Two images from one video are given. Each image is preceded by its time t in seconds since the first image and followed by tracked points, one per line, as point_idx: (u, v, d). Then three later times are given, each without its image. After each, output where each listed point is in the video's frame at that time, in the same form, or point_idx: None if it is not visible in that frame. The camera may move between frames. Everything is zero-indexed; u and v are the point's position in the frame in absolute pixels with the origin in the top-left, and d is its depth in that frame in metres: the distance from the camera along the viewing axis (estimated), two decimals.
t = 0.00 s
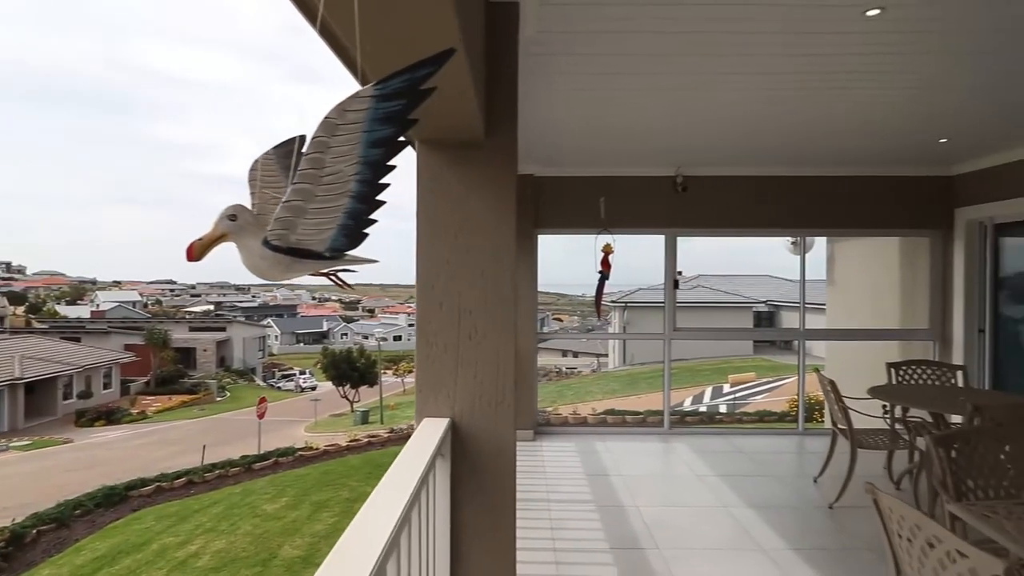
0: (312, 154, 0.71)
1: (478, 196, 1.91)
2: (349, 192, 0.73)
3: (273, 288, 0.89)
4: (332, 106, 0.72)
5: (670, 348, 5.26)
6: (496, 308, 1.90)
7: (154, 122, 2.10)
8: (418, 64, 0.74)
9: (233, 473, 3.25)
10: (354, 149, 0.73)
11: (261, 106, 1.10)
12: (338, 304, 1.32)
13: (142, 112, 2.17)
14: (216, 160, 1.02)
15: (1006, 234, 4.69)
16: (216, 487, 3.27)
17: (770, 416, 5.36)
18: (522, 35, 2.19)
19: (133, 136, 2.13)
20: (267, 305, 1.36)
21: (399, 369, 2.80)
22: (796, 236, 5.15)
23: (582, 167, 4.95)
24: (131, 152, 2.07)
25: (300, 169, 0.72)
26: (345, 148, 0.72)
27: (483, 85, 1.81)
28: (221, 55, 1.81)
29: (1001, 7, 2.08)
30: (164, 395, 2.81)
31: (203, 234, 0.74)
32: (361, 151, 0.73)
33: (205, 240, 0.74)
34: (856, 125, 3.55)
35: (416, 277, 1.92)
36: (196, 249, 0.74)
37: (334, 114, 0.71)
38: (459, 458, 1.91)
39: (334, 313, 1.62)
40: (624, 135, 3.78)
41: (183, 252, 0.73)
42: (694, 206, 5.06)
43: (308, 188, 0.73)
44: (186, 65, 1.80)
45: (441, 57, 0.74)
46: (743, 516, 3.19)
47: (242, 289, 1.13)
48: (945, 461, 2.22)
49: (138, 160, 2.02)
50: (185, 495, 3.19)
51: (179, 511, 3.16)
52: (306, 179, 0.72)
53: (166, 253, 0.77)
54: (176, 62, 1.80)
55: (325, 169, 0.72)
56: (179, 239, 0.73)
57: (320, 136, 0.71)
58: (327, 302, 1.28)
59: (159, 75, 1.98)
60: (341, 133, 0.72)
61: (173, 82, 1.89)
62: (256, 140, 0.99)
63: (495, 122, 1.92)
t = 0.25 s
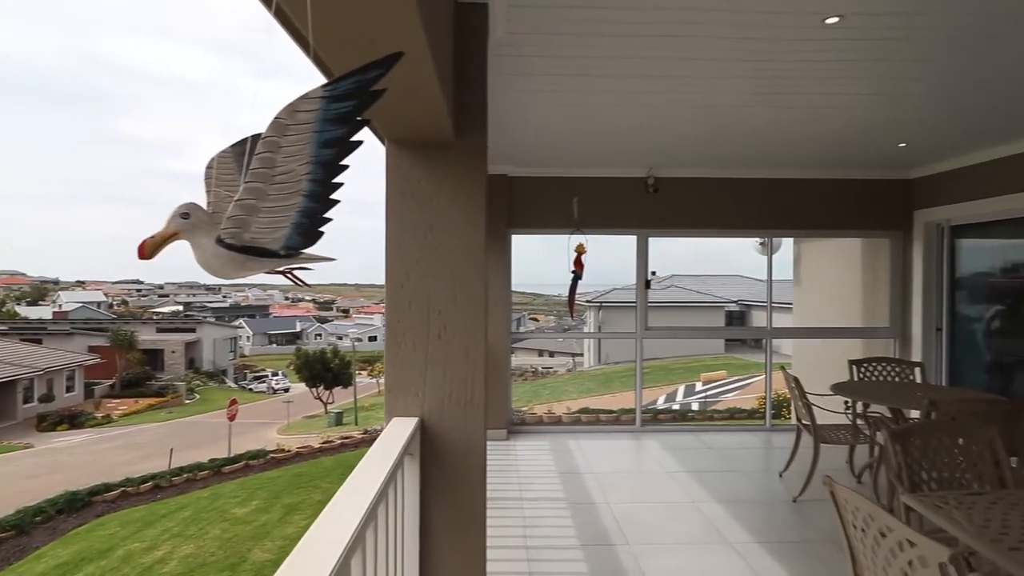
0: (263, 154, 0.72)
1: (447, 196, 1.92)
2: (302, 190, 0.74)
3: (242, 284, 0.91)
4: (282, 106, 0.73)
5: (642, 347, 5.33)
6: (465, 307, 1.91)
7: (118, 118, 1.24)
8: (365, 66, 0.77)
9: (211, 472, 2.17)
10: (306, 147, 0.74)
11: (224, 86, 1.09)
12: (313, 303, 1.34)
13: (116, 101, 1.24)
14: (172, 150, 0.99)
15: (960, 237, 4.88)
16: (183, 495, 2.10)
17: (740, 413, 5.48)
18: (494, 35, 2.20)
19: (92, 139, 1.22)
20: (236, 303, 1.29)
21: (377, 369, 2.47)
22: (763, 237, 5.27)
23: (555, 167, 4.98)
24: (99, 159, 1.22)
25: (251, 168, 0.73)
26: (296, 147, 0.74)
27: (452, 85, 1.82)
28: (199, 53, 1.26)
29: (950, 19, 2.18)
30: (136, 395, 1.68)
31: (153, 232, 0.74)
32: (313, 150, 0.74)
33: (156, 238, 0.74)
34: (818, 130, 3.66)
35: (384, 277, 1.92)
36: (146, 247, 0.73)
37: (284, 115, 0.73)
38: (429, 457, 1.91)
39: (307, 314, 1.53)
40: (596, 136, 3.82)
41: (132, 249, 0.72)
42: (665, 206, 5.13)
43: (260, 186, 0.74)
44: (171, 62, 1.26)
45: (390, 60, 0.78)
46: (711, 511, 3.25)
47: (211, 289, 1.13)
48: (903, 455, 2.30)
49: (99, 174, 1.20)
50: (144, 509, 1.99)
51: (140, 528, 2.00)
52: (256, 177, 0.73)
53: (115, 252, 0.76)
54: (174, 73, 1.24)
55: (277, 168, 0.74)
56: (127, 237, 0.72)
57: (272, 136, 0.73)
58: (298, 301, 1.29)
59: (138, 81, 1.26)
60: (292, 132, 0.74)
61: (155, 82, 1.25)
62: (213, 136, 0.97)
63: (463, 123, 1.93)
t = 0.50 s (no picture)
0: (213, 154, 0.73)
1: (416, 196, 1.92)
2: (254, 189, 0.76)
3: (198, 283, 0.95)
4: (231, 107, 0.74)
5: (614, 346, 5.39)
6: (434, 306, 1.92)
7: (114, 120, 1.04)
8: (314, 68, 0.78)
9: (185, 471, 1.76)
10: (257, 148, 0.76)
11: (202, 83, 1.07)
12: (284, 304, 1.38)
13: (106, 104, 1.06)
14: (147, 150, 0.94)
15: (917, 239, 5.02)
16: (151, 499, 1.68)
17: (710, 411, 5.58)
18: (463, 36, 2.21)
19: (90, 141, 1.04)
20: (206, 304, 1.23)
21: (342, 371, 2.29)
22: (732, 238, 5.38)
23: (527, 168, 5.00)
24: (95, 160, 1.00)
25: (201, 169, 0.74)
26: (247, 147, 0.75)
27: (420, 86, 1.83)
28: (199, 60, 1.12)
29: (904, 29, 2.27)
30: (102, 399, 1.35)
31: (100, 232, 0.73)
32: (265, 150, 0.76)
33: (107, 237, 0.73)
34: (782, 134, 3.76)
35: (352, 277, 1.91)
36: (95, 247, 0.73)
37: (233, 115, 0.74)
38: (397, 456, 1.92)
39: (279, 314, 1.49)
40: (567, 137, 3.86)
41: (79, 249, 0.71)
42: (636, 207, 5.21)
43: (210, 186, 0.75)
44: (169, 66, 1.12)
45: (339, 62, 0.79)
46: (679, 507, 3.31)
47: (179, 289, 1.16)
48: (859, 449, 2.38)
49: (90, 175, 0.96)
50: (106, 513, 1.58)
51: (96, 540, 1.56)
52: (206, 177, 0.74)
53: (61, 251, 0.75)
54: (188, 77, 1.09)
55: (229, 168, 0.75)
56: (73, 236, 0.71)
57: (221, 135, 0.74)
58: (270, 302, 1.33)
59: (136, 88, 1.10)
60: (243, 132, 0.75)
61: (165, 85, 1.10)
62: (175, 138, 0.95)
63: (432, 123, 1.94)
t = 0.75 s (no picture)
0: (163, 153, 0.76)
1: (384, 196, 1.92)
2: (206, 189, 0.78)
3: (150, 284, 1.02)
4: (181, 107, 0.77)
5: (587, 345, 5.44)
6: (402, 306, 1.92)
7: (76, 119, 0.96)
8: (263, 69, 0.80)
9: (150, 475, 1.53)
10: (208, 147, 0.78)
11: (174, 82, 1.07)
12: (256, 304, 1.37)
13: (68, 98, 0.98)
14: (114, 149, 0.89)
15: (879, 240, 5.16)
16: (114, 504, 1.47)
17: (683, 409, 5.67)
18: (432, 36, 2.22)
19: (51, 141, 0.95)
20: (173, 304, 1.23)
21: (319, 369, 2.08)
22: (703, 239, 5.48)
23: (501, 168, 5.02)
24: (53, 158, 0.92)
25: (152, 167, 0.76)
26: (197, 146, 0.78)
27: (389, 86, 1.83)
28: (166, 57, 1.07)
29: (862, 38, 2.35)
30: (63, 403, 1.19)
31: (48, 232, 0.74)
32: (216, 150, 0.79)
33: (55, 236, 0.73)
34: (750, 137, 3.85)
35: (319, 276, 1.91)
36: (44, 248, 0.73)
37: (183, 115, 0.77)
38: (365, 457, 1.91)
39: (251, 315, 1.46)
40: (540, 138, 3.89)
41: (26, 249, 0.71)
42: (609, 208, 5.26)
43: (162, 186, 0.77)
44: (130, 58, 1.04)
45: (289, 63, 0.80)
46: (649, 503, 3.37)
47: (146, 289, 1.17)
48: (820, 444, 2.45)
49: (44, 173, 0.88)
50: (70, 519, 1.36)
51: (56, 547, 1.34)
52: (158, 177, 0.76)
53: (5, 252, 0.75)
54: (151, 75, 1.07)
55: (180, 166, 0.77)
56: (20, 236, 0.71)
57: (170, 136, 0.76)
58: (241, 302, 1.33)
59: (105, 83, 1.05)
60: (193, 132, 0.78)
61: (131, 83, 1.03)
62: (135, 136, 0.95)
63: (401, 123, 1.93)
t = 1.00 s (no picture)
0: (113, 151, 0.84)
1: (355, 195, 1.91)
2: (158, 188, 0.88)
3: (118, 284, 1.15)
4: (130, 108, 0.86)
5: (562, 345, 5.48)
6: (373, 307, 1.92)
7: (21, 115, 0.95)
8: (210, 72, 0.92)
9: (117, 480, 1.37)
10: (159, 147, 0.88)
11: (134, 79, 1.06)
12: (227, 303, 1.57)
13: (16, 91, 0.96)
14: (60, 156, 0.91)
15: (844, 241, 5.29)
16: (80, 510, 1.32)
17: (656, 407, 5.75)
18: (402, 36, 2.22)
19: None
20: (141, 304, 1.27)
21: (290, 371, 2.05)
22: (675, 240, 5.56)
23: (475, 168, 5.02)
24: None
25: (103, 167, 0.84)
26: (148, 145, 0.88)
27: (358, 86, 1.82)
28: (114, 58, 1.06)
29: (825, 45, 2.42)
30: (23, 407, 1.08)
31: None
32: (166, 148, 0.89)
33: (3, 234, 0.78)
34: (719, 140, 3.92)
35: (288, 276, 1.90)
36: None
37: (133, 115, 0.86)
38: (334, 457, 1.91)
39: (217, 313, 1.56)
40: (513, 139, 3.90)
41: None
42: (582, 208, 5.31)
43: (112, 184, 0.85)
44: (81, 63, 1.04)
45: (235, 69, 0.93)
46: (621, 500, 3.41)
47: (113, 289, 1.22)
48: (783, 439, 2.51)
49: None
50: (30, 527, 1.24)
51: (14, 555, 1.21)
52: (109, 177, 0.84)
53: None
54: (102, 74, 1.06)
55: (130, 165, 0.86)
56: None
57: (119, 135, 0.85)
58: (213, 302, 1.51)
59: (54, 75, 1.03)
60: (142, 131, 0.87)
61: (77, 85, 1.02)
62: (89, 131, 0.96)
63: (370, 122, 1.93)
